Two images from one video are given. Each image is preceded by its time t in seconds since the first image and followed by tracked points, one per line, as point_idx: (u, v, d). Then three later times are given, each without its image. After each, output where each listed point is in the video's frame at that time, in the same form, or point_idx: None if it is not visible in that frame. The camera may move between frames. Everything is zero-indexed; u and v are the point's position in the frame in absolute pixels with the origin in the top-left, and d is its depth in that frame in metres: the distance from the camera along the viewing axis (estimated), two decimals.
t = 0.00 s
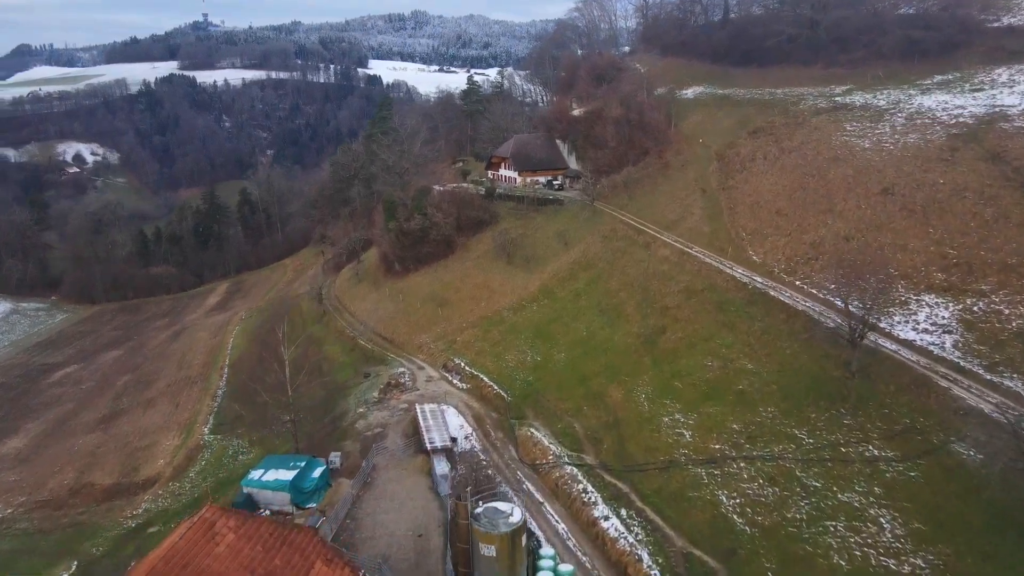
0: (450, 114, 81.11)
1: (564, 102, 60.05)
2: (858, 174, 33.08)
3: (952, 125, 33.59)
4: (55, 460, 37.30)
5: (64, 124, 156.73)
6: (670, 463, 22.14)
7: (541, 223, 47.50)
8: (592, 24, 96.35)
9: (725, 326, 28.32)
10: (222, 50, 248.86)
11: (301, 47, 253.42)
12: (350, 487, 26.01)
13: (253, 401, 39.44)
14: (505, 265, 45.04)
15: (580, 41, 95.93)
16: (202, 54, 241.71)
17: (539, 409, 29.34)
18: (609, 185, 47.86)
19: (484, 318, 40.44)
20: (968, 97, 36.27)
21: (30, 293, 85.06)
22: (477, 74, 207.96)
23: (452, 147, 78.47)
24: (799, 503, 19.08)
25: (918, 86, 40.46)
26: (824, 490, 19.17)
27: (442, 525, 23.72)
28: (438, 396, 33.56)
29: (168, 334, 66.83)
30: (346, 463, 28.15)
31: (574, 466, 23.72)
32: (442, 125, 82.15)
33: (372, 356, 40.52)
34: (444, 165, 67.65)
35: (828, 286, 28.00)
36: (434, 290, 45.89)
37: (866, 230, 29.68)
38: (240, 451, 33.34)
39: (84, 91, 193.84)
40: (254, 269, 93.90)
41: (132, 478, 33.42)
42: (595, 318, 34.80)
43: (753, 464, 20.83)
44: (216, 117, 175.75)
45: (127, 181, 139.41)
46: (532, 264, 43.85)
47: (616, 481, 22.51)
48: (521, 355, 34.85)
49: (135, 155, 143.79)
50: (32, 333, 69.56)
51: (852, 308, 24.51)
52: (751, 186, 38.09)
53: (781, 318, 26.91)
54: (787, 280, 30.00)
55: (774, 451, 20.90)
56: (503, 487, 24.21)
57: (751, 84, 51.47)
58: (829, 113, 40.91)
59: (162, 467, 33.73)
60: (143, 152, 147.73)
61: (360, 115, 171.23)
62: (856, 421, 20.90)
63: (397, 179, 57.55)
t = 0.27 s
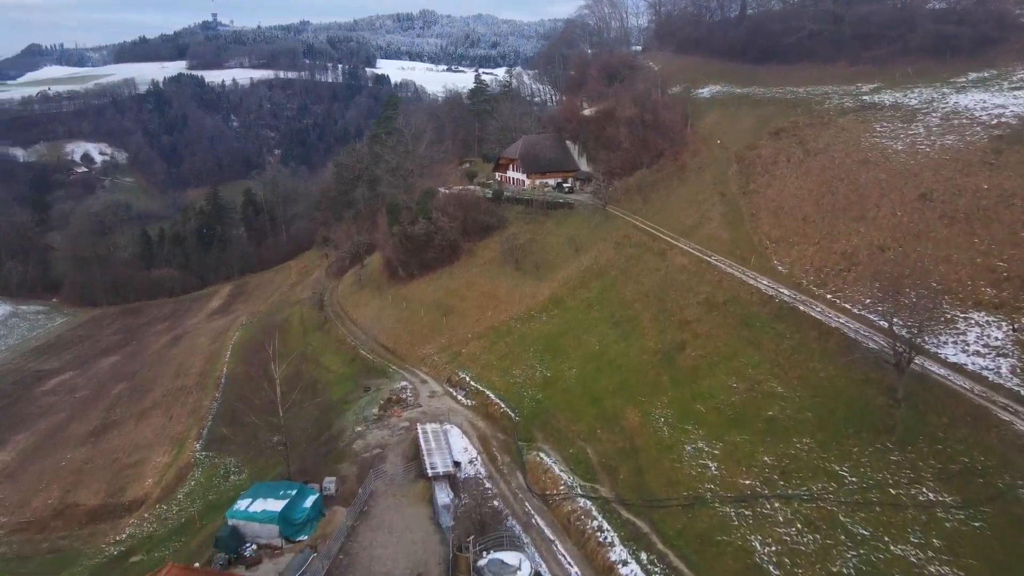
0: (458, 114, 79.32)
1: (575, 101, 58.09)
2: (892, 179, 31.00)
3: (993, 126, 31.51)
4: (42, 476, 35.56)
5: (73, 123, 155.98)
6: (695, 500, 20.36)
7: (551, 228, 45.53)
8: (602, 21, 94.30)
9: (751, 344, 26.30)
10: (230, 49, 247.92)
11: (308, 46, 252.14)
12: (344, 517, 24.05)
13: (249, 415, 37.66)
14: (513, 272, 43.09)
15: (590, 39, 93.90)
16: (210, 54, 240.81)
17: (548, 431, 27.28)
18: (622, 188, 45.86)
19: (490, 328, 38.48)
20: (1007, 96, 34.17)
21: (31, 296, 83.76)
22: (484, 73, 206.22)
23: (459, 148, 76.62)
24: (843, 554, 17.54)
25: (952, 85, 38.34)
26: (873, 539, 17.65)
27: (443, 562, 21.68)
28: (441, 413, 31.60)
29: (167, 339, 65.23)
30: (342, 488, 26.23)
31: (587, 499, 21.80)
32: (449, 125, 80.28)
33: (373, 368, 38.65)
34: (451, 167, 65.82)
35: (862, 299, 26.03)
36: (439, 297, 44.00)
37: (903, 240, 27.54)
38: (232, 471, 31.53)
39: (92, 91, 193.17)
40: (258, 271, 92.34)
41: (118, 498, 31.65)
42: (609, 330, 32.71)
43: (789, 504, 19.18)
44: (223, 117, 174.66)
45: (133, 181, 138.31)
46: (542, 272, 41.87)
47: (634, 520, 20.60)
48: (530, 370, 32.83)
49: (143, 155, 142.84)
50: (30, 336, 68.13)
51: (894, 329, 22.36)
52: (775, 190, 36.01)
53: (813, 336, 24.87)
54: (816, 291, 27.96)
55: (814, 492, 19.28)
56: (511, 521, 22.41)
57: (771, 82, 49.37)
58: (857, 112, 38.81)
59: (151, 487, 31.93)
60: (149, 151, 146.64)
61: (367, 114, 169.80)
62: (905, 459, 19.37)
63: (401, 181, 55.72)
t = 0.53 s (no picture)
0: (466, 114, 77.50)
1: (586, 100, 56.14)
2: (930, 184, 29.02)
3: None
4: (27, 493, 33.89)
5: (81, 123, 155.33)
6: (725, 545, 18.92)
7: (562, 234, 43.63)
8: (613, 19, 92.31)
9: (777, 361, 24.45)
10: (239, 49, 247.22)
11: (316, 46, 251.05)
12: (336, 552, 22.14)
13: (245, 430, 35.90)
14: (522, 280, 41.22)
15: (600, 37, 91.92)
16: (219, 53, 239.92)
17: (558, 456, 25.38)
18: (637, 192, 43.92)
19: (498, 340, 36.63)
20: None
21: (32, 298, 82.44)
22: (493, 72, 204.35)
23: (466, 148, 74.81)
24: None
25: (988, 84, 36.28)
26: None
27: None
28: (444, 432, 29.60)
29: (167, 344, 63.69)
30: (336, 517, 24.36)
31: (602, 538, 20.12)
32: (456, 125, 78.40)
33: (373, 381, 36.75)
34: (459, 169, 63.99)
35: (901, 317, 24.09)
36: (445, 305, 42.18)
37: (945, 250, 25.59)
38: (223, 493, 29.74)
39: (102, 91, 192.81)
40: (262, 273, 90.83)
41: (104, 519, 29.92)
42: (623, 345, 30.97)
43: (832, 553, 17.76)
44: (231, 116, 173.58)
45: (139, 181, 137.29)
46: (553, 280, 40.09)
47: (657, 564, 19.12)
48: (539, 387, 30.93)
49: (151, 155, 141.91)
50: (27, 340, 66.71)
51: (947, 352, 20.45)
52: (801, 196, 34.10)
53: (850, 357, 22.87)
54: (847, 306, 25.94)
55: (860, 540, 17.81)
56: (518, 563, 20.58)
57: (791, 80, 47.38)
58: (888, 113, 36.78)
59: (138, 508, 30.17)
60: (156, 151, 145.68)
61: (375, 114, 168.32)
62: (965, 504, 17.83)
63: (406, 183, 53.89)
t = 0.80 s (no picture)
0: (477, 114, 75.67)
1: (601, 99, 54.13)
2: (981, 190, 27.33)
3: None
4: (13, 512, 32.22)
5: (94, 122, 154.89)
6: None
7: (577, 240, 41.68)
8: (627, 16, 90.18)
9: (811, 384, 23.08)
10: (251, 49, 246.57)
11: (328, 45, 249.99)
12: None
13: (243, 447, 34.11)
14: (535, 289, 39.34)
15: (614, 35, 89.87)
16: (231, 53, 239.26)
17: (574, 485, 23.47)
18: (657, 195, 41.91)
19: (509, 353, 34.74)
20: None
21: (37, 300, 81.27)
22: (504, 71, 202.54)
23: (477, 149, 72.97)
24: None
25: None
26: None
27: None
28: (451, 455, 27.61)
29: (170, 349, 62.16)
30: (333, 552, 22.55)
31: None
32: (466, 124, 76.60)
33: (377, 396, 34.87)
34: (469, 170, 62.16)
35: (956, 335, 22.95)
36: (454, 314, 40.34)
37: (1001, 262, 24.21)
38: (214, 518, 27.89)
39: (114, 90, 192.55)
40: (270, 275, 89.39)
41: (90, 545, 28.21)
42: (642, 361, 29.07)
43: None
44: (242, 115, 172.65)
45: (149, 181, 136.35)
46: (568, 290, 38.18)
47: None
48: (551, 405, 28.94)
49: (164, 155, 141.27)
50: (29, 343, 65.42)
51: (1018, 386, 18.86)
52: (834, 202, 32.07)
53: (898, 384, 21.90)
54: (892, 324, 24.54)
55: None
56: None
57: (818, 79, 45.24)
58: (926, 112, 34.73)
59: (126, 532, 28.44)
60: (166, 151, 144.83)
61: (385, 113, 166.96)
62: None
63: (414, 185, 52.07)
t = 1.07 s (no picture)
0: (495, 113, 73.77)
1: (623, 99, 52.04)
2: None
3: None
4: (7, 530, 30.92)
5: (116, 122, 155.61)
6: None
7: (599, 248, 39.64)
8: (650, 14, 87.91)
9: (864, 416, 21.35)
10: (271, 49, 247.10)
11: (346, 45, 249.55)
12: None
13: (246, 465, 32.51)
14: (554, 299, 37.40)
15: (636, 33, 87.51)
16: (251, 53, 239.67)
17: (597, 521, 21.63)
18: (684, 201, 39.74)
19: (526, 369, 32.87)
20: None
21: (50, 301, 80.83)
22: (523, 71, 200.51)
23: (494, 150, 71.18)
24: None
25: None
26: None
27: None
28: (463, 481, 25.66)
29: (180, 354, 61.07)
30: None
31: None
32: (483, 124, 74.76)
33: (386, 412, 33.01)
34: (486, 172, 60.37)
35: None
36: (468, 325, 38.54)
37: None
38: (212, 546, 26.41)
39: (136, 90, 193.55)
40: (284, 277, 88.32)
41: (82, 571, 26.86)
42: (670, 380, 26.98)
43: None
44: (262, 114, 172.17)
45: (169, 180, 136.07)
46: (589, 300, 36.21)
47: None
48: (571, 427, 26.93)
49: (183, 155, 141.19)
50: (40, 346, 64.75)
51: None
52: (878, 210, 29.72)
53: (965, 420, 20.02)
54: (954, 349, 22.51)
55: None
56: None
57: (855, 77, 42.83)
58: (978, 112, 32.27)
59: (120, 558, 27.01)
60: (185, 150, 144.84)
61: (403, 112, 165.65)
62: None
63: (429, 187, 50.33)
